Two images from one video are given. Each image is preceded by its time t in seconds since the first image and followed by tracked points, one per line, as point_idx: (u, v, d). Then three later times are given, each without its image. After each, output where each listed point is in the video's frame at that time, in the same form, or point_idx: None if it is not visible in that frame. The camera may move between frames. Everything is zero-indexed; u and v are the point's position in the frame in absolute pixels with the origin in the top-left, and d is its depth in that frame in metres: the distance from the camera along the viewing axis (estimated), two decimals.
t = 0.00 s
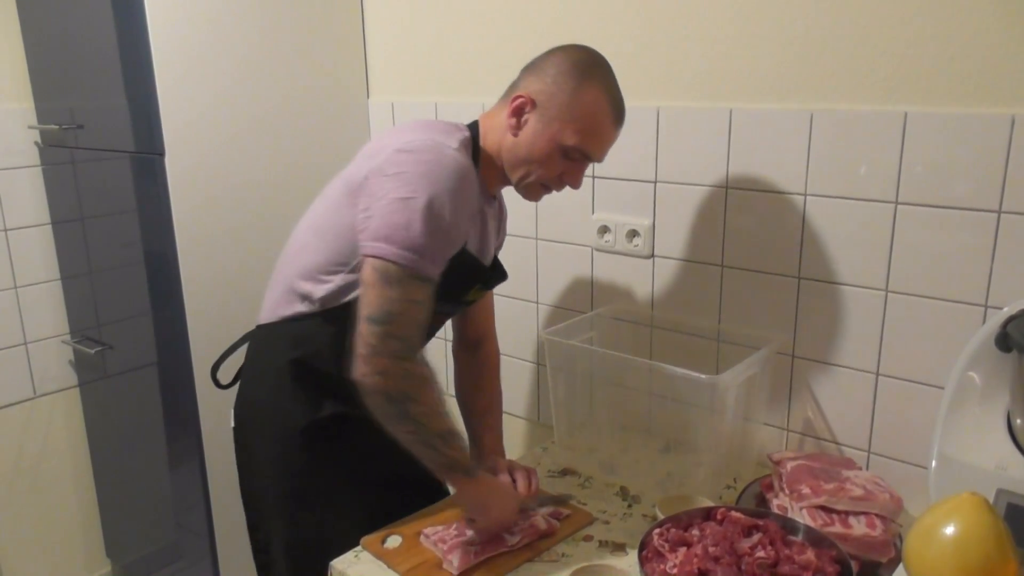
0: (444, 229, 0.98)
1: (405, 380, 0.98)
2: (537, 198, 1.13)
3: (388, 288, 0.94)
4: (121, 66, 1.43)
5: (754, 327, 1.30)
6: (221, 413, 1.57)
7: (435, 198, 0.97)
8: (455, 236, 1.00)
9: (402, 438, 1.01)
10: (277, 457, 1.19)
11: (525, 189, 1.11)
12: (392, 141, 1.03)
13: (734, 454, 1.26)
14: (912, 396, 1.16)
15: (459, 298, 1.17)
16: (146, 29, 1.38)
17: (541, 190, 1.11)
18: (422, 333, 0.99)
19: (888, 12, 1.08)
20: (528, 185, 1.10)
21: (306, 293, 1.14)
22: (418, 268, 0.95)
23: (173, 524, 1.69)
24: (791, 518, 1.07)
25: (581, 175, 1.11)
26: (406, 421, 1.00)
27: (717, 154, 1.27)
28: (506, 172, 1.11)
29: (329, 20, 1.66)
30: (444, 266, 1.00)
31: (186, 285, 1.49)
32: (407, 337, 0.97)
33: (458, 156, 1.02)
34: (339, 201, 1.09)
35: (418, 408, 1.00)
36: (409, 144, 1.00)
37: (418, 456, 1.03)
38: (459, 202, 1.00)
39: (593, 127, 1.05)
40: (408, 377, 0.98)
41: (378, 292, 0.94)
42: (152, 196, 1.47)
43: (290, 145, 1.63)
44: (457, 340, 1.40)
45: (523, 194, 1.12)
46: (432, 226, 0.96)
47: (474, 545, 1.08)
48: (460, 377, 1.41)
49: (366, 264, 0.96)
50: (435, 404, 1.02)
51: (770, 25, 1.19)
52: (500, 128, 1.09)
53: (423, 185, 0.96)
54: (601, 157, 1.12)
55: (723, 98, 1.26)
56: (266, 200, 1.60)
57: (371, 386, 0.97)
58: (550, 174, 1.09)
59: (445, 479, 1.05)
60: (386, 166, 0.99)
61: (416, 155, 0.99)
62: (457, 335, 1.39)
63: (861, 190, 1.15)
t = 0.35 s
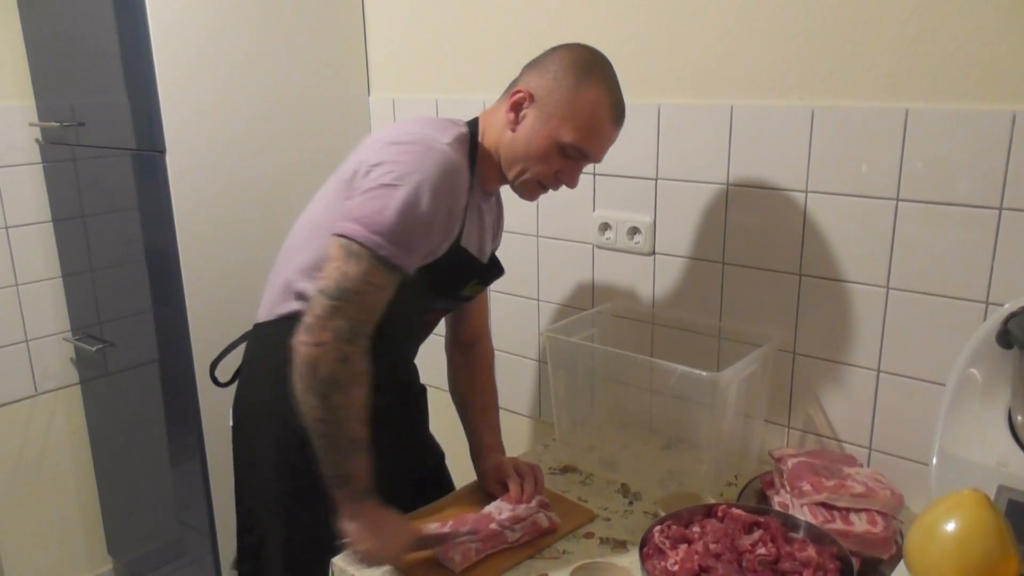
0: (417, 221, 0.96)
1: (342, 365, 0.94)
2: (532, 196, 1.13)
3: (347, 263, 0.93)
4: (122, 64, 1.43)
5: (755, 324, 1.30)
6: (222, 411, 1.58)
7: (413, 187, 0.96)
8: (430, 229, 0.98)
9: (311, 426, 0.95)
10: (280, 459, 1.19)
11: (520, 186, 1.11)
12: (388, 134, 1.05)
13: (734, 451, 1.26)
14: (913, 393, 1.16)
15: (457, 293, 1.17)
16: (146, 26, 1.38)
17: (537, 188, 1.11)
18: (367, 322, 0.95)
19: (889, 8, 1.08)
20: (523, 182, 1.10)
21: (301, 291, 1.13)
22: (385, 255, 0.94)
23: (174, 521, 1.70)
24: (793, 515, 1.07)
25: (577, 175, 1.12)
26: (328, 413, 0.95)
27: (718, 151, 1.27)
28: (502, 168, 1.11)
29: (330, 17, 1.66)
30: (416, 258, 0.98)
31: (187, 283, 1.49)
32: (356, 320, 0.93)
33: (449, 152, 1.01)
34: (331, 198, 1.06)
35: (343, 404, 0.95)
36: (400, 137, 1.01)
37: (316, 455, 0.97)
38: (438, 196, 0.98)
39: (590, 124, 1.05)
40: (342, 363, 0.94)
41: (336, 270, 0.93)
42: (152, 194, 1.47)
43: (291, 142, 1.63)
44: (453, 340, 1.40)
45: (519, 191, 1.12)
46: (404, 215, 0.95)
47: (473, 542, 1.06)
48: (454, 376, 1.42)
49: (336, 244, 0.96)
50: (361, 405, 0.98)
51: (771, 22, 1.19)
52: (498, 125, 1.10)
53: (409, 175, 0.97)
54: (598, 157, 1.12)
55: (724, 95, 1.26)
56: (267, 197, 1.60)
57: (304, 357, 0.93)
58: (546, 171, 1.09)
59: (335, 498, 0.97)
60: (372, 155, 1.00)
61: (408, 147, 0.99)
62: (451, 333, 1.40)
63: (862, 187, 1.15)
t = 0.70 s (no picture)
0: (374, 217, 0.95)
1: (274, 348, 0.95)
2: (516, 177, 1.12)
3: (290, 246, 0.93)
4: (122, 61, 1.43)
5: (756, 321, 1.30)
6: (223, 408, 1.58)
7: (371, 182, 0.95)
8: (388, 228, 0.97)
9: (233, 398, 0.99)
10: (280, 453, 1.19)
11: (503, 168, 1.11)
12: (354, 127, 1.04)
13: (735, 448, 1.26)
14: (914, 389, 1.17)
15: (440, 283, 1.17)
16: (147, 24, 1.38)
17: (520, 168, 1.11)
18: (301, 306, 0.95)
19: (891, 5, 1.08)
20: (505, 163, 1.10)
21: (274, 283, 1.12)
22: (336, 248, 0.93)
23: (176, 518, 1.70)
24: (794, 512, 1.07)
25: (560, 154, 1.11)
26: (247, 394, 0.98)
27: (718, 149, 1.27)
28: (484, 150, 1.11)
29: (330, 14, 1.66)
30: (369, 256, 0.96)
31: (189, 280, 1.49)
32: (291, 304, 0.94)
33: (412, 151, 1.01)
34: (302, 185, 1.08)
35: (261, 386, 0.97)
36: (365, 131, 1.00)
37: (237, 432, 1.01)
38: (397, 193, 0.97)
39: (568, 101, 1.04)
40: (272, 345, 0.95)
41: (282, 254, 0.93)
42: (153, 191, 1.47)
43: (292, 140, 1.63)
44: (456, 330, 1.41)
45: (501, 172, 1.12)
46: (359, 208, 0.94)
47: (475, 540, 1.07)
48: (459, 371, 1.43)
49: (286, 231, 0.94)
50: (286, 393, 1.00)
51: (774, 19, 1.18)
52: (478, 106, 1.10)
53: (366, 168, 0.95)
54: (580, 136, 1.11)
55: (725, 93, 1.26)
56: (268, 195, 1.60)
57: (234, 328, 0.96)
58: (528, 151, 1.08)
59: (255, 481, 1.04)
60: (334, 146, 0.99)
61: (368, 141, 0.99)
62: (453, 325, 1.40)
63: (863, 185, 1.15)
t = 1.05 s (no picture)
0: (419, 220, 0.97)
1: (360, 364, 0.98)
2: (520, 182, 1.13)
3: (353, 273, 0.95)
4: (125, 59, 1.43)
5: (757, 319, 1.30)
6: (225, 406, 1.58)
7: (411, 188, 0.96)
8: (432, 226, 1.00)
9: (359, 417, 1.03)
10: (281, 449, 1.19)
11: (508, 174, 1.11)
12: (370, 129, 1.03)
13: (737, 446, 1.26)
14: (916, 388, 1.16)
15: (450, 287, 1.17)
16: (149, 22, 1.38)
17: (524, 174, 1.11)
18: (382, 315, 0.98)
19: (893, 3, 1.08)
20: (510, 169, 1.10)
21: (295, 286, 1.14)
22: (391, 259, 0.95)
23: (178, 516, 1.70)
24: (796, 510, 1.07)
25: (564, 159, 1.11)
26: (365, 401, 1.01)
27: (721, 146, 1.27)
28: (489, 156, 1.11)
29: (332, 12, 1.66)
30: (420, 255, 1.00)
31: (191, 278, 1.49)
32: (367, 324, 0.97)
33: (438, 146, 1.01)
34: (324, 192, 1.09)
35: (382, 393, 1.01)
36: (386, 133, 1.00)
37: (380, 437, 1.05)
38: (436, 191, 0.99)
39: (574, 109, 1.05)
40: (366, 364, 0.99)
41: (347, 281, 0.95)
42: (156, 189, 1.47)
43: (294, 138, 1.63)
44: (450, 337, 1.40)
45: (506, 178, 1.12)
46: (405, 217, 0.95)
47: (477, 538, 1.07)
48: (455, 372, 1.42)
49: (339, 253, 0.96)
50: (398, 391, 1.02)
51: (776, 17, 1.18)
52: (483, 112, 1.09)
53: (400, 174, 0.96)
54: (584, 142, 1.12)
55: (727, 91, 1.26)
56: (270, 193, 1.60)
57: (329, 367, 0.98)
58: (533, 158, 1.08)
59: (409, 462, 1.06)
60: (362, 156, 0.99)
61: (392, 143, 0.99)
62: (450, 328, 1.39)
63: (865, 182, 1.15)
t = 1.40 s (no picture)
0: (437, 213, 0.98)
1: (383, 361, 0.98)
2: (524, 182, 1.13)
3: (379, 265, 0.95)
4: (126, 56, 1.43)
5: (758, 317, 1.29)
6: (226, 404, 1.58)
7: (429, 181, 0.97)
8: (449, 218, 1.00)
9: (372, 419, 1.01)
10: (284, 447, 1.18)
11: (512, 173, 1.11)
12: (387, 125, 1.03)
13: (739, 445, 1.26)
14: (919, 386, 1.16)
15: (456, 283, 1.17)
16: (150, 20, 1.38)
17: (529, 174, 1.11)
18: (406, 312, 0.98)
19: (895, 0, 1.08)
20: (514, 168, 1.10)
21: (308, 284, 1.14)
22: (411, 251, 0.96)
23: (179, 515, 1.70)
24: (797, 509, 1.07)
25: (568, 161, 1.11)
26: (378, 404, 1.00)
27: (722, 145, 1.27)
28: (495, 155, 1.10)
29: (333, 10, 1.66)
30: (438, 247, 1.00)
31: (192, 276, 1.49)
32: (394, 318, 0.97)
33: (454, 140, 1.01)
34: (340, 190, 1.10)
35: (397, 395, 1.00)
36: (403, 127, 1.00)
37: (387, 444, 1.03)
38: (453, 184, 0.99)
39: (580, 110, 1.05)
40: (387, 361, 0.98)
41: (373, 274, 0.95)
42: (157, 187, 1.47)
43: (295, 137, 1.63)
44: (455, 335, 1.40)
45: (511, 177, 1.12)
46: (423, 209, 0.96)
47: (478, 536, 1.07)
48: (460, 371, 1.42)
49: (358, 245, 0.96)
50: (410, 393, 1.02)
51: (778, 15, 1.18)
52: (491, 111, 1.09)
53: (419, 167, 0.96)
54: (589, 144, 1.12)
55: (728, 89, 1.25)
56: (271, 191, 1.60)
57: (351, 361, 0.97)
58: (537, 158, 1.08)
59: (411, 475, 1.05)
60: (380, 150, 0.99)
61: (409, 138, 0.98)
62: (452, 327, 1.39)
63: (867, 180, 1.14)
